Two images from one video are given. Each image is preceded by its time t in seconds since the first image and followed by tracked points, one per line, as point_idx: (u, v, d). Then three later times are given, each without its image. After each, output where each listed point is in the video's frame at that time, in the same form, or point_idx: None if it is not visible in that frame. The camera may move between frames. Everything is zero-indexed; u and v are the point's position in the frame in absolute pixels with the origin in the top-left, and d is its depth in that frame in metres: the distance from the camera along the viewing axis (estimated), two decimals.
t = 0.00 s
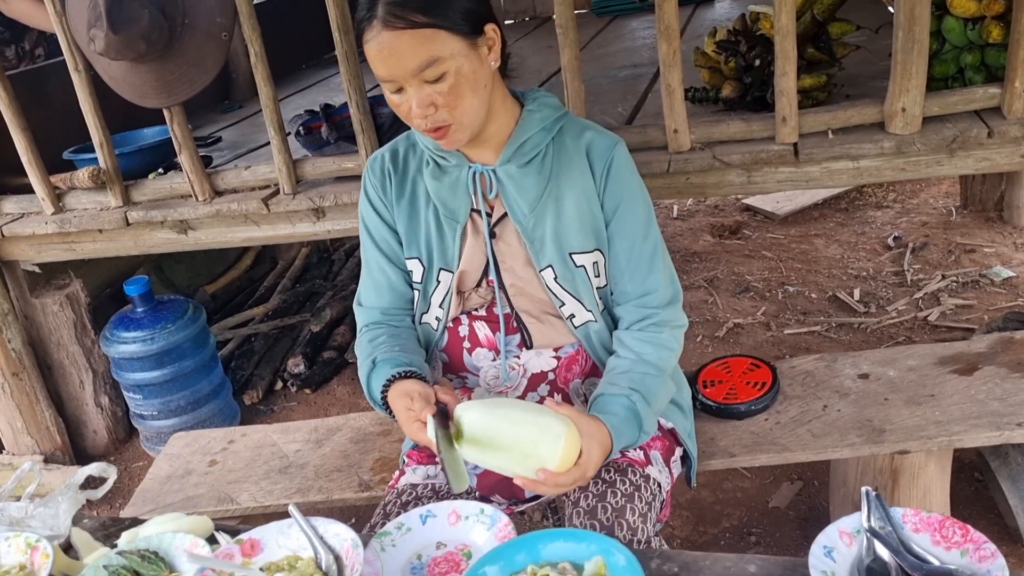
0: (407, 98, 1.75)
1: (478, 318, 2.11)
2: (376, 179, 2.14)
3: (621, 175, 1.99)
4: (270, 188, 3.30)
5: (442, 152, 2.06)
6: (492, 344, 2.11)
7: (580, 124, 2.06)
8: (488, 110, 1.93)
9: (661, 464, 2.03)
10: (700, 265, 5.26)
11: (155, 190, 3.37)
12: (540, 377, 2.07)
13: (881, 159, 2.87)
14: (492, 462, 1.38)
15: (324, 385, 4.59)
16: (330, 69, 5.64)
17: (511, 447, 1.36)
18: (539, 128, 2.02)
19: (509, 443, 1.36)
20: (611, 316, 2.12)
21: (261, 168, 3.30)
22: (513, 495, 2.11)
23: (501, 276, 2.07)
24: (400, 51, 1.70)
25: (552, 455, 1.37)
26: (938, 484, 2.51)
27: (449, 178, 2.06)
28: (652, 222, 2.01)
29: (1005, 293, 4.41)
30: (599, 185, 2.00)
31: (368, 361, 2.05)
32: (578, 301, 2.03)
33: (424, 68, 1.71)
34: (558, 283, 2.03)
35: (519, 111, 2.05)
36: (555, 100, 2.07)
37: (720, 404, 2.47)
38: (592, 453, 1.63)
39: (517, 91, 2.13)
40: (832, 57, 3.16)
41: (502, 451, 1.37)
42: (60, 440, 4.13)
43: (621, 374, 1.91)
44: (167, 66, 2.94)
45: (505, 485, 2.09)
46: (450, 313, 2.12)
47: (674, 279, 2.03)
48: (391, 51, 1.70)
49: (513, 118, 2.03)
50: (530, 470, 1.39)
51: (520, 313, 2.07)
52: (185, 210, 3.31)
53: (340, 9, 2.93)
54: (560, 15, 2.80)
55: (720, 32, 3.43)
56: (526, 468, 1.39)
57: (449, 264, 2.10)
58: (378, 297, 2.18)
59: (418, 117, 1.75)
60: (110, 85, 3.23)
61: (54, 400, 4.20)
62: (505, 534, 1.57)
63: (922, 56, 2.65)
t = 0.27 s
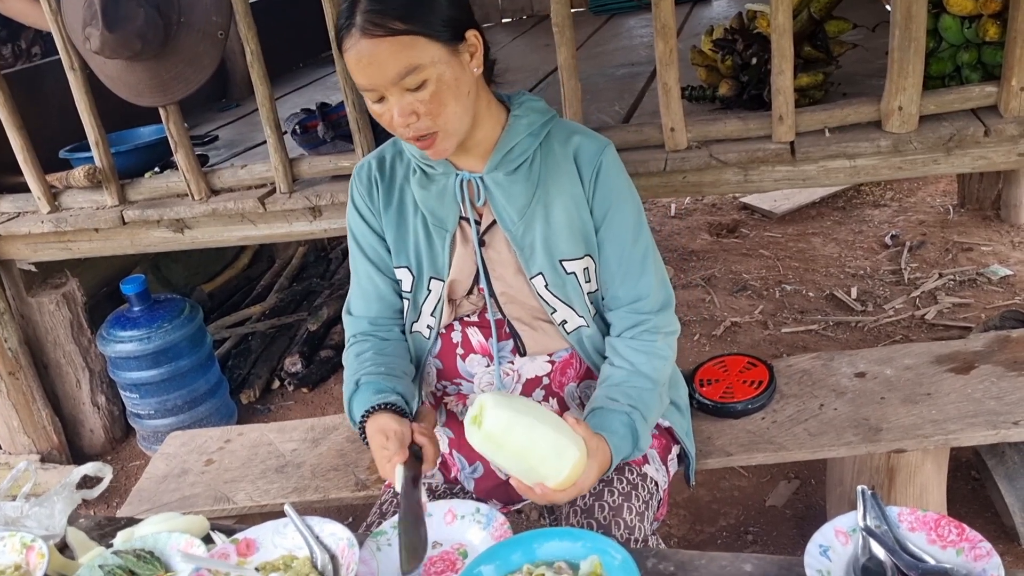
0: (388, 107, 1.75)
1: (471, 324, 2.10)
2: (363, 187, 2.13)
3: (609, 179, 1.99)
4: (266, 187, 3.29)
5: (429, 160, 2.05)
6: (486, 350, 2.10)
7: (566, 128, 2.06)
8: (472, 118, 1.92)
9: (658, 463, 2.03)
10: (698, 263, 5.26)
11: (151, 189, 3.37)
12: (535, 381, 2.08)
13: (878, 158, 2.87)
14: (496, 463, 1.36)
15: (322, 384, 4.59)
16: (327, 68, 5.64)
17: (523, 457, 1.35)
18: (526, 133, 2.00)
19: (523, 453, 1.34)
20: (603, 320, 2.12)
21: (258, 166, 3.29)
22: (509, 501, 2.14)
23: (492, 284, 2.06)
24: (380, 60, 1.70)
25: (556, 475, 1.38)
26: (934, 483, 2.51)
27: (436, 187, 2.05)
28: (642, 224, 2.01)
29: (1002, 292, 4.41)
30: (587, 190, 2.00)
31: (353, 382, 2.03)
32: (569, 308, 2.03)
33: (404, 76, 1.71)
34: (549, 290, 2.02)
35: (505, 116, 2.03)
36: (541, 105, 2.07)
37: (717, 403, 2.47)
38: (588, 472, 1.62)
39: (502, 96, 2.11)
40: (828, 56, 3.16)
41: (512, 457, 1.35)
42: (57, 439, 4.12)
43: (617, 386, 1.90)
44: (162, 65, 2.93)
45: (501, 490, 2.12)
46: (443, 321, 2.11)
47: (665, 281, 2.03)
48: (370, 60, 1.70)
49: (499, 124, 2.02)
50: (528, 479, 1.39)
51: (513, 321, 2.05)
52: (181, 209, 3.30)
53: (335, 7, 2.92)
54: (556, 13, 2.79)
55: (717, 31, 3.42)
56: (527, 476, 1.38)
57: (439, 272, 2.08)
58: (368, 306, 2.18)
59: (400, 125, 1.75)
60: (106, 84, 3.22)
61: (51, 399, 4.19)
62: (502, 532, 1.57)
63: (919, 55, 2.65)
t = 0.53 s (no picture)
0: (377, 111, 1.74)
1: (467, 325, 2.10)
2: (357, 191, 2.13)
3: (603, 176, 1.99)
4: (264, 185, 3.29)
5: (421, 163, 2.04)
6: (483, 350, 2.10)
7: (558, 126, 2.05)
8: (462, 119, 1.91)
9: (656, 461, 2.02)
10: (696, 261, 5.26)
11: (148, 188, 3.36)
12: (532, 380, 2.08)
13: (876, 156, 2.87)
14: (496, 485, 1.39)
15: (320, 382, 4.59)
16: (325, 66, 5.63)
17: (518, 473, 1.37)
18: (518, 133, 2.00)
19: (516, 469, 1.37)
20: (601, 317, 2.13)
21: (255, 165, 3.28)
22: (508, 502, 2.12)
23: (489, 284, 2.05)
24: (368, 64, 1.69)
25: (556, 481, 1.40)
26: (932, 480, 2.51)
27: (429, 189, 2.04)
28: (637, 221, 2.01)
29: (1000, 290, 4.41)
30: (582, 188, 2.00)
31: (363, 378, 2.03)
32: (567, 306, 2.03)
33: (392, 80, 1.70)
34: (546, 289, 2.03)
35: (498, 115, 2.03)
36: (533, 102, 2.06)
37: (715, 401, 2.47)
38: (592, 466, 1.62)
39: (494, 94, 2.10)
40: (826, 54, 3.15)
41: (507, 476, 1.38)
42: (55, 438, 4.11)
43: (617, 379, 1.90)
44: (160, 63, 2.93)
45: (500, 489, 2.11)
46: (440, 323, 2.11)
47: (662, 276, 2.03)
48: (358, 63, 1.70)
49: (491, 123, 2.01)
50: (531, 492, 1.41)
51: (510, 321, 2.05)
52: (179, 208, 3.30)
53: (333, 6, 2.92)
54: (554, 11, 2.79)
55: (715, 28, 3.42)
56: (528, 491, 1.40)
57: (435, 275, 2.09)
58: (364, 310, 2.17)
59: (389, 128, 1.74)
60: (103, 82, 3.22)
61: (49, 398, 4.19)
62: (501, 531, 1.59)
63: (916, 52, 2.65)
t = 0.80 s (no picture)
0: (369, 110, 1.74)
1: (462, 325, 2.11)
2: (350, 190, 2.13)
3: (596, 176, 1.97)
4: (260, 184, 3.28)
5: (414, 163, 2.03)
6: (477, 351, 2.10)
7: (551, 125, 2.04)
8: (453, 119, 1.91)
9: (652, 461, 2.02)
10: (693, 260, 5.25)
11: (144, 187, 3.35)
12: (527, 380, 2.07)
13: (872, 154, 2.88)
14: (491, 497, 1.39)
15: (317, 381, 4.58)
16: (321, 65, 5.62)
17: (508, 482, 1.37)
18: (510, 133, 2.00)
19: (506, 478, 1.36)
20: (597, 316, 2.12)
21: (251, 164, 3.28)
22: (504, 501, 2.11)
23: (482, 284, 2.07)
24: (358, 63, 1.69)
25: (549, 483, 1.38)
26: (929, 479, 2.51)
27: (422, 190, 2.04)
28: (631, 220, 2.00)
29: (997, 288, 4.41)
30: (574, 187, 1.99)
31: (375, 347, 2.06)
32: (560, 306, 2.03)
33: (382, 79, 1.70)
34: (539, 290, 2.02)
35: (490, 115, 2.02)
36: (525, 102, 2.05)
37: (712, 400, 2.47)
38: (589, 466, 1.60)
39: (487, 94, 2.09)
40: (823, 52, 3.14)
41: (499, 486, 1.38)
42: (51, 438, 4.10)
43: (612, 379, 1.89)
44: (155, 62, 2.92)
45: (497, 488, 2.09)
46: (432, 323, 2.11)
47: (658, 276, 2.02)
48: (348, 63, 1.70)
49: (484, 123, 2.00)
50: (528, 499, 1.40)
51: (503, 320, 2.06)
52: (175, 207, 3.28)
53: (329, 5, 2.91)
54: (550, 10, 2.78)
55: (711, 27, 3.41)
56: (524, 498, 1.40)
57: (427, 276, 2.09)
58: (358, 307, 2.18)
59: (380, 128, 1.74)
60: (98, 81, 3.21)
61: (45, 398, 4.18)
62: (496, 531, 1.57)
63: (913, 51, 2.64)
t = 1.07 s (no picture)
0: (369, 106, 1.74)
1: (462, 323, 2.11)
2: (349, 187, 2.12)
3: (596, 175, 1.97)
4: (260, 182, 3.28)
5: (413, 161, 2.03)
6: (477, 349, 2.10)
7: (550, 124, 2.04)
8: (453, 116, 1.90)
9: (652, 459, 2.02)
10: (693, 258, 5.25)
11: (143, 185, 3.35)
12: (527, 378, 2.07)
13: (872, 152, 2.88)
14: (490, 473, 1.39)
15: (316, 380, 4.58)
16: (320, 63, 5.61)
17: (506, 458, 1.37)
18: (510, 131, 1.99)
19: (504, 454, 1.37)
20: (597, 315, 2.12)
21: (251, 162, 3.27)
22: (504, 499, 2.11)
23: (481, 283, 2.07)
24: (358, 59, 1.69)
25: (548, 459, 1.38)
26: (929, 477, 2.51)
27: (420, 187, 2.04)
28: (631, 219, 2.00)
29: (996, 286, 4.42)
30: (573, 186, 1.99)
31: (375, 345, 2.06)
32: (560, 305, 2.03)
33: (381, 75, 1.69)
34: (538, 288, 2.02)
35: (490, 113, 2.02)
36: (525, 101, 2.04)
37: (712, 398, 2.47)
38: (590, 449, 1.61)
39: (486, 93, 2.09)
40: (823, 50, 3.14)
41: (497, 462, 1.38)
42: (50, 436, 4.10)
43: (614, 370, 1.89)
44: (155, 60, 2.91)
45: (496, 486, 2.09)
46: (430, 321, 2.12)
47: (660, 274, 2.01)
48: (348, 58, 1.70)
49: (483, 121, 2.00)
50: (527, 476, 1.40)
51: (502, 318, 2.06)
52: (174, 205, 3.28)
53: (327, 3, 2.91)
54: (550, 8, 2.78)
55: (711, 25, 3.41)
56: (525, 474, 1.40)
57: (425, 274, 2.09)
58: (357, 304, 2.18)
59: (380, 124, 1.74)
60: (97, 79, 3.20)
61: (44, 397, 4.17)
62: (497, 530, 1.56)
63: (913, 49, 2.64)
